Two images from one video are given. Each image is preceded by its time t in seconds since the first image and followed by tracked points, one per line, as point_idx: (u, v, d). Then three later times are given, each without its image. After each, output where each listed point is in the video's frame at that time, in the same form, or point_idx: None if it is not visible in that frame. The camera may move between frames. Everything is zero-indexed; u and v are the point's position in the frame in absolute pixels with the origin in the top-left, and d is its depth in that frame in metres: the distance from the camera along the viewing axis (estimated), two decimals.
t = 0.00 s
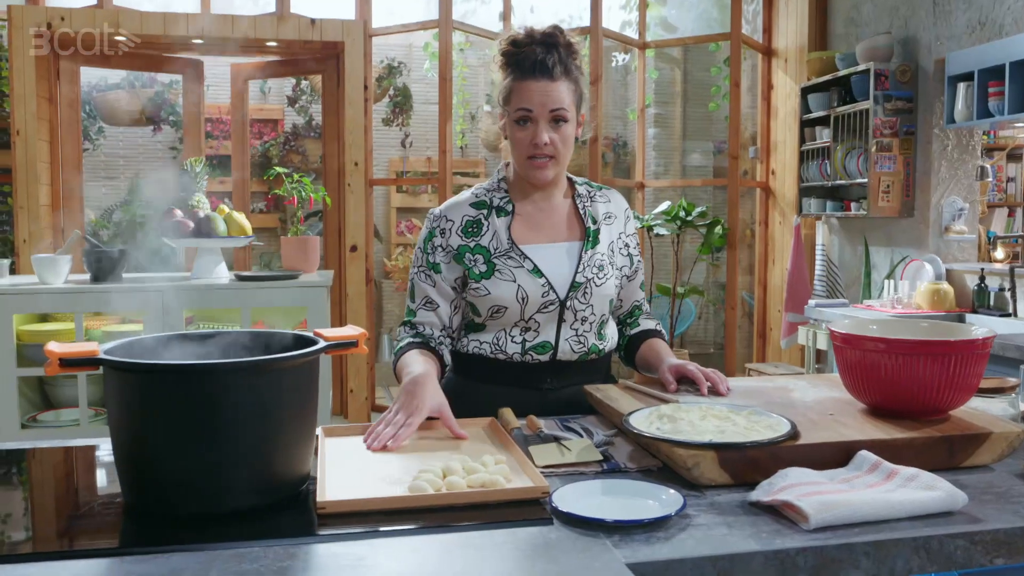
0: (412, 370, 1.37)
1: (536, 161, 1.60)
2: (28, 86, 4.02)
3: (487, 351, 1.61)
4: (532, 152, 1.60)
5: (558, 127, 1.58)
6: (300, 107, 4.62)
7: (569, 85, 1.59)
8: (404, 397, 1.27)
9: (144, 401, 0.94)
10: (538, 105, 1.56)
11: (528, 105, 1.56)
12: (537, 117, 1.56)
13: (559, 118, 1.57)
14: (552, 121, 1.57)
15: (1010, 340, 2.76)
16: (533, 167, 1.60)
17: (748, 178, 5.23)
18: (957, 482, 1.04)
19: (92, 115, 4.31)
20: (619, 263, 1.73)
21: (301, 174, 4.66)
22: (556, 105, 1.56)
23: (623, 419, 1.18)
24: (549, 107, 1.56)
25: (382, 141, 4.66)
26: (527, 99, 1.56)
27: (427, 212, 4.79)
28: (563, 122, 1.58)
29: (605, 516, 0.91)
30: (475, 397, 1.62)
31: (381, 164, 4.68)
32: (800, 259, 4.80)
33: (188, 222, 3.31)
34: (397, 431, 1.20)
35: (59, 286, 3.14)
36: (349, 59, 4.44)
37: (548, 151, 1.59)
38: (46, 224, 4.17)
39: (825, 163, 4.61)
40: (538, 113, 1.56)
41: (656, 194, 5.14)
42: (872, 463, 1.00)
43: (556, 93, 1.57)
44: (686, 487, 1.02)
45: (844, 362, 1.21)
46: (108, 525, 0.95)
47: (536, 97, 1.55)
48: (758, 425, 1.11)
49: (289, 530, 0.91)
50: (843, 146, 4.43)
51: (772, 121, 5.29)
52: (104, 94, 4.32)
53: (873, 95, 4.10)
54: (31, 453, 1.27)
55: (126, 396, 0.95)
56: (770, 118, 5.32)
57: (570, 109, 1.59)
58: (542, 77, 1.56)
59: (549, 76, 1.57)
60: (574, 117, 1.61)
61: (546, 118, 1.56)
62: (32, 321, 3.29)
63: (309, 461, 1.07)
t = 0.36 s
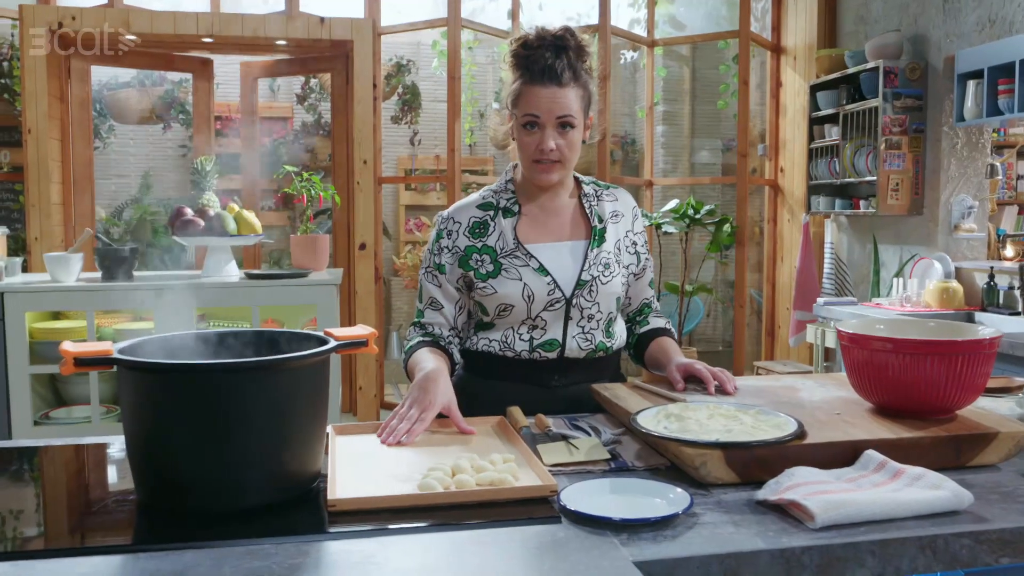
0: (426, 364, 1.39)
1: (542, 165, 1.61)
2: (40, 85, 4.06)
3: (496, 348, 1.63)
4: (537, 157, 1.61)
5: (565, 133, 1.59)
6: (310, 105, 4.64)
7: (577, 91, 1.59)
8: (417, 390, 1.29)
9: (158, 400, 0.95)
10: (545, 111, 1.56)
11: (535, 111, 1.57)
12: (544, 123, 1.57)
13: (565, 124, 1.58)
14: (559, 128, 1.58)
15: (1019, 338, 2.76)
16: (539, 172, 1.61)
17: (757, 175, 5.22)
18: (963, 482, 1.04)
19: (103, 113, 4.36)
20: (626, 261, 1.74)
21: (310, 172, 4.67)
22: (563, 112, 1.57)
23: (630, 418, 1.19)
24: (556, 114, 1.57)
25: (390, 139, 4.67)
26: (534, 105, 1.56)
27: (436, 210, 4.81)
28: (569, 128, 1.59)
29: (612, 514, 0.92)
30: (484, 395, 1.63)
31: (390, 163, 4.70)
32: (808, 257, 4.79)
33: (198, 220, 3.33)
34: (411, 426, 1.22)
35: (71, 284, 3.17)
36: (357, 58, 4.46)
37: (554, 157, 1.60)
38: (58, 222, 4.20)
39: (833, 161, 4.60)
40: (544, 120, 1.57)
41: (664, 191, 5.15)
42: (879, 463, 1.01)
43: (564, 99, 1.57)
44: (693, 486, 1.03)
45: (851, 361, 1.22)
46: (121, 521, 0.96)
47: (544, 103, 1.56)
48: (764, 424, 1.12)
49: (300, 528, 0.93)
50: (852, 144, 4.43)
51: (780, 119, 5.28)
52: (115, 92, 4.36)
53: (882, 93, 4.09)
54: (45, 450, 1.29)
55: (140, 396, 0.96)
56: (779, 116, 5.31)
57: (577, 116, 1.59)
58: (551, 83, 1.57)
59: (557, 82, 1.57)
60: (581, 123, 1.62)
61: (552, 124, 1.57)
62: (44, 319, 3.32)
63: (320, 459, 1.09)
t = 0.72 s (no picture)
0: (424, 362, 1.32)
1: (546, 167, 1.62)
2: (54, 83, 4.09)
3: (505, 345, 1.64)
4: (542, 159, 1.62)
5: (568, 135, 1.60)
6: (321, 102, 4.65)
7: (582, 95, 1.60)
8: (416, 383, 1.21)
9: (169, 397, 0.97)
10: (549, 114, 1.57)
11: (540, 114, 1.58)
12: (548, 125, 1.58)
13: (569, 127, 1.59)
14: (562, 130, 1.59)
15: None
16: (543, 173, 1.62)
17: (768, 172, 5.21)
18: (967, 480, 1.05)
19: (115, 110, 4.39)
20: (633, 259, 1.75)
21: (321, 170, 4.69)
22: (568, 115, 1.58)
23: (637, 415, 1.20)
24: (560, 117, 1.58)
25: (401, 136, 4.69)
26: (538, 108, 1.58)
27: (447, 207, 4.82)
28: (573, 131, 1.60)
29: (618, 511, 0.93)
30: (494, 392, 1.66)
31: (399, 159, 4.71)
32: (819, 255, 4.78)
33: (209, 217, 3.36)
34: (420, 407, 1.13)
35: (83, 282, 3.20)
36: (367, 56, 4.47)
37: (558, 158, 1.61)
38: (71, 219, 4.24)
39: (844, 158, 4.59)
40: (548, 122, 1.58)
41: (675, 188, 5.14)
42: (883, 461, 1.01)
43: (568, 102, 1.58)
44: (698, 483, 1.04)
45: (858, 360, 1.22)
46: (135, 516, 0.98)
47: (548, 105, 1.57)
48: (769, 422, 1.13)
49: (309, 524, 0.94)
50: (863, 141, 4.42)
51: (791, 116, 5.26)
52: (127, 90, 4.40)
53: (893, 90, 4.07)
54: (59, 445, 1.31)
55: (152, 393, 0.98)
56: (790, 113, 5.29)
57: (582, 118, 1.60)
58: (555, 86, 1.57)
59: (561, 85, 1.58)
60: (586, 126, 1.63)
61: (556, 127, 1.59)
62: (58, 316, 3.36)
63: (330, 455, 1.10)
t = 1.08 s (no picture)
0: (422, 375, 1.19)
1: (550, 162, 1.61)
2: (63, 84, 4.11)
3: (513, 352, 1.66)
4: (546, 153, 1.61)
5: (571, 128, 1.60)
6: (328, 102, 4.66)
7: (583, 86, 1.61)
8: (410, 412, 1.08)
9: (172, 397, 0.98)
10: (551, 106, 1.58)
11: (542, 106, 1.58)
12: (551, 117, 1.58)
13: (572, 119, 1.59)
14: (566, 123, 1.59)
15: None
16: (547, 167, 1.61)
17: (774, 172, 5.20)
18: (964, 481, 1.05)
19: (124, 110, 4.43)
20: (635, 261, 1.76)
21: (327, 169, 4.71)
22: (570, 107, 1.58)
23: (635, 416, 1.20)
24: (562, 109, 1.58)
25: (408, 136, 4.70)
26: (540, 100, 1.58)
27: (454, 206, 4.83)
28: (576, 123, 1.60)
29: (614, 511, 0.94)
30: (497, 393, 1.66)
31: (405, 158, 4.72)
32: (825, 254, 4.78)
33: (216, 217, 3.38)
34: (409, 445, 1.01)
35: (91, 281, 3.22)
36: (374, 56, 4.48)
37: (561, 151, 1.60)
38: (79, 218, 4.27)
39: (851, 157, 4.58)
40: (551, 114, 1.58)
41: (681, 187, 5.13)
42: (880, 462, 1.02)
43: (570, 93, 1.59)
44: (695, 484, 1.04)
45: (856, 360, 1.23)
46: (139, 514, 0.99)
47: (550, 97, 1.58)
48: (767, 422, 1.13)
49: (311, 523, 0.95)
50: (869, 140, 4.41)
51: (798, 115, 5.25)
52: (136, 90, 4.43)
53: (900, 89, 4.06)
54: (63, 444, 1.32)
55: (154, 393, 0.99)
56: (796, 112, 5.28)
57: (583, 109, 1.61)
58: (557, 76, 1.59)
59: (563, 75, 1.59)
60: (588, 118, 1.63)
61: (559, 119, 1.58)
62: (65, 315, 3.39)
63: (330, 455, 1.11)
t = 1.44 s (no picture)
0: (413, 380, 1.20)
1: (547, 164, 1.61)
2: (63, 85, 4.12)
3: (508, 358, 1.66)
4: (544, 154, 1.61)
5: (570, 130, 1.60)
6: (329, 103, 4.66)
7: (583, 89, 1.61)
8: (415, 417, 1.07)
9: (161, 399, 0.98)
10: (550, 108, 1.58)
11: (541, 108, 1.58)
12: (549, 119, 1.58)
13: (571, 122, 1.59)
14: (564, 125, 1.59)
15: None
16: (545, 168, 1.61)
17: (774, 173, 5.20)
18: (951, 486, 1.05)
19: (126, 111, 4.44)
20: (631, 266, 1.76)
21: (327, 170, 4.71)
22: (569, 110, 1.58)
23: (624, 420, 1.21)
24: (561, 110, 1.58)
25: (408, 137, 4.70)
26: (539, 102, 1.58)
27: (454, 207, 4.83)
28: (575, 126, 1.60)
29: (599, 515, 0.94)
30: (491, 397, 1.66)
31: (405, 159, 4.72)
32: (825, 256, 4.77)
33: (214, 219, 3.38)
34: (419, 448, 1.03)
35: (88, 283, 3.23)
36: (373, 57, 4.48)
37: (559, 153, 1.60)
38: (79, 219, 4.27)
39: (850, 159, 4.58)
40: (550, 116, 1.58)
41: (681, 189, 5.13)
42: (866, 466, 1.02)
43: (569, 95, 1.59)
44: (681, 488, 1.04)
45: (845, 364, 1.23)
46: (127, 516, 0.99)
47: (549, 99, 1.58)
48: (755, 426, 1.13)
49: (300, 526, 0.95)
50: (868, 142, 4.40)
51: (798, 116, 5.25)
52: (137, 91, 4.44)
53: (898, 91, 4.06)
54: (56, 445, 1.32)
55: (143, 395, 0.99)
56: (796, 113, 5.28)
57: (583, 112, 1.61)
58: (557, 77, 1.59)
59: (563, 77, 1.59)
60: (587, 121, 1.63)
61: (557, 121, 1.58)
62: (63, 316, 3.39)
63: (318, 457, 1.12)
